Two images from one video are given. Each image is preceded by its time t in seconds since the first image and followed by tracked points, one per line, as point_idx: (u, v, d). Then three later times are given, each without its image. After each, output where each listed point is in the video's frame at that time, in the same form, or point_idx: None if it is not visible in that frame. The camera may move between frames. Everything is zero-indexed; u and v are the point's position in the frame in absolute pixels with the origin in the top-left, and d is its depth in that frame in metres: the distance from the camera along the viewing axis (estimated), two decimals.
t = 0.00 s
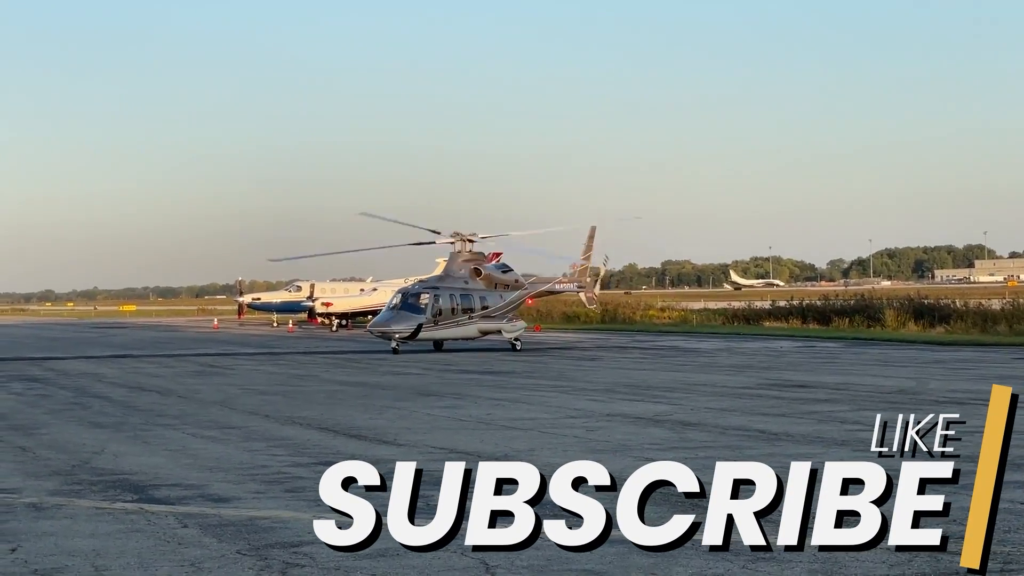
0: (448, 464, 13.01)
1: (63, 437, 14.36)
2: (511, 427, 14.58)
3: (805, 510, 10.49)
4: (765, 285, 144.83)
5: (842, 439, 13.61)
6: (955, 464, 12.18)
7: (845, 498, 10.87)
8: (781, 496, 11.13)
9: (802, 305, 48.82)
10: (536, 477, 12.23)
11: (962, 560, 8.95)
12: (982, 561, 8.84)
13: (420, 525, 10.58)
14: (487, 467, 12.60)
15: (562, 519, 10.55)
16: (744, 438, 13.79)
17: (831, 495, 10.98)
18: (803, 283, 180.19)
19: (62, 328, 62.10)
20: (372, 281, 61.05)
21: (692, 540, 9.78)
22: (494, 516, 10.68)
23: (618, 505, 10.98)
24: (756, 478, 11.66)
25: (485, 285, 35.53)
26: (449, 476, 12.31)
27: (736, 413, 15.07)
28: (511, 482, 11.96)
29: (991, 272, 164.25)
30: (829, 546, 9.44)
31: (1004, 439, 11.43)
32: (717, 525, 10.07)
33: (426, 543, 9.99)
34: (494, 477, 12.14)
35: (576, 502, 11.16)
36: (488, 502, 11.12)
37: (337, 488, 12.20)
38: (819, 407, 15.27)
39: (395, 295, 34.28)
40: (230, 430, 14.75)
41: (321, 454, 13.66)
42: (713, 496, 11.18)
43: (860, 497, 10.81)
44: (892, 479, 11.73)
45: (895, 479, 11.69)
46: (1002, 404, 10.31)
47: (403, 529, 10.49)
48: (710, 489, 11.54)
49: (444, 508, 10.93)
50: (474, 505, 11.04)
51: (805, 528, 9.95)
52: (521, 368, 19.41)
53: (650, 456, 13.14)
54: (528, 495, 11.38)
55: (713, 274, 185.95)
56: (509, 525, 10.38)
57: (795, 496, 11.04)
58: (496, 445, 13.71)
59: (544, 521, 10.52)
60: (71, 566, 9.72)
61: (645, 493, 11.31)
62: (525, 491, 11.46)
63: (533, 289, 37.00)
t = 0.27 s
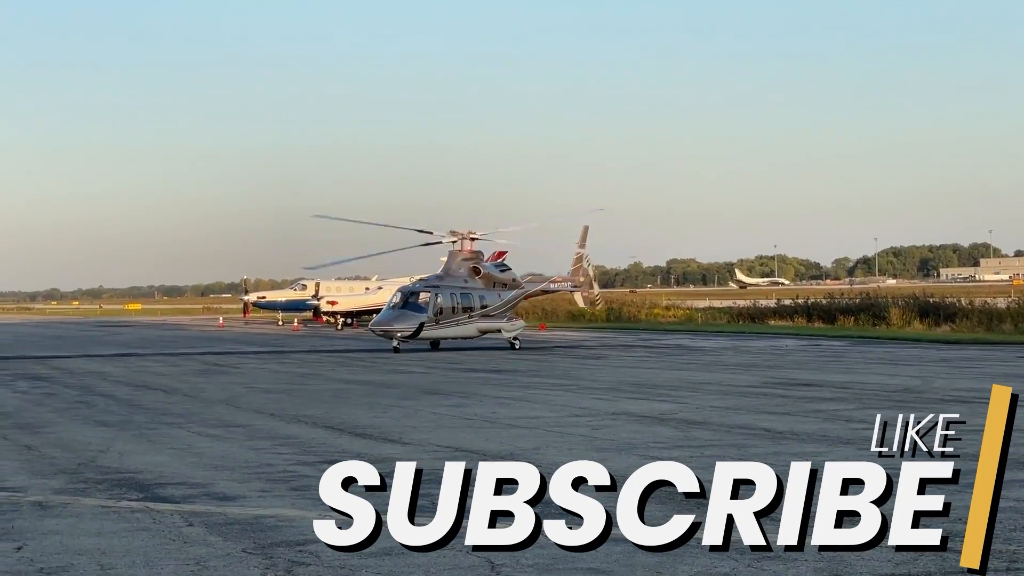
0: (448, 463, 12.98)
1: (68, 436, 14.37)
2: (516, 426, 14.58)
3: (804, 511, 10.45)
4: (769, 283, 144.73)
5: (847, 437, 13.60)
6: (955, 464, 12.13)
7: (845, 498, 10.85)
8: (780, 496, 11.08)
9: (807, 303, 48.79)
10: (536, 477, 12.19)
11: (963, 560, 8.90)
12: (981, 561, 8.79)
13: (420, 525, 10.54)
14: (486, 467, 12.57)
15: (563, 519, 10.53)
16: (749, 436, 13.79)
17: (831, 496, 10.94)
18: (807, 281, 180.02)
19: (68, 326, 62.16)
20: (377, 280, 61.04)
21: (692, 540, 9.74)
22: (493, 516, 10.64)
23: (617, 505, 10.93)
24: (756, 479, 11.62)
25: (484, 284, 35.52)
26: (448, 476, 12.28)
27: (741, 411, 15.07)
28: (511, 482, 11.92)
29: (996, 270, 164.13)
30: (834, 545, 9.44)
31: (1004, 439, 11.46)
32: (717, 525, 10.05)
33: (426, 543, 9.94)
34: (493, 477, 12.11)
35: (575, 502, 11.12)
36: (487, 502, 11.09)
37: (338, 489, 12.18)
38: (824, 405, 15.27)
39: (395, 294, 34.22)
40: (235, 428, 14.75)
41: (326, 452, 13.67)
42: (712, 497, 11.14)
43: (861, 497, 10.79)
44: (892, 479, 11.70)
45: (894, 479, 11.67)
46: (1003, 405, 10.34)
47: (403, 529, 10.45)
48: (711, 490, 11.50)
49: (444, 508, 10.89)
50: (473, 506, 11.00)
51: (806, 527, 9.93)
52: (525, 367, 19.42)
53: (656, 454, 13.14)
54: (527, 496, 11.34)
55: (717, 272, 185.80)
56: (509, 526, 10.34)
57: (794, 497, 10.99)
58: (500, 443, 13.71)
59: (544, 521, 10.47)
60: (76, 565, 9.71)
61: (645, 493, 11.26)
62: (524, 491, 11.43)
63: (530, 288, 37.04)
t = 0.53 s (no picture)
0: (449, 463, 12.97)
1: (73, 435, 14.39)
2: (521, 425, 14.58)
3: (804, 511, 10.44)
4: (774, 283, 144.61)
5: (852, 437, 13.59)
6: (955, 464, 12.11)
7: (845, 499, 10.83)
8: (781, 496, 11.05)
9: (812, 303, 48.75)
10: (536, 478, 12.17)
11: (963, 560, 8.88)
12: (981, 561, 8.78)
13: (421, 525, 10.52)
14: (487, 467, 12.56)
15: (563, 519, 10.52)
16: (753, 435, 13.79)
17: (831, 496, 10.91)
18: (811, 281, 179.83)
19: (74, 325, 62.20)
20: (382, 279, 61.05)
21: (692, 540, 9.71)
22: (493, 517, 10.61)
23: (617, 506, 10.90)
24: (756, 480, 11.60)
25: (483, 283, 35.51)
26: (448, 476, 12.25)
27: (746, 411, 15.07)
28: (511, 482, 11.91)
29: (1000, 269, 163.93)
30: (838, 544, 9.44)
31: (1003, 439, 11.49)
32: (717, 525, 10.04)
33: (426, 543, 9.92)
34: (494, 478, 12.09)
35: (575, 502, 11.09)
36: (487, 502, 11.06)
37: (339, 488, 12.17)
38: (829, 405, 15.26)
39: (395, 294, 34.18)
40: (240, 428, 14.76)
41: (331, 451, 13.67)
42: (713, 497, 11.10)
43: (861, 498, 10.78)
44: (892, 479, 11.67)
45: (894, 479, 11.65)
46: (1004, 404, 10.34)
47: (404, 529, 10.42)
48: (711, 490, 11.48)
49: (444, 508, 10.87)
50: (474, 506, 10.98)
51: (807, 527, 9.92)
52: (530, 366, 19.42)
53: (660, 453, 13.14)
54: (527, 496, 11.30)
55: (721, 272, 185.71)
56: (509, 526, 10.31)
57: (795, 497, 10.96)
58: (505, 443, 13.71)
59: (544, 521, 10.44)
60: (82, 564, 9.73)
61: (645, 494, 11.23)
62: (524, 491, 11.41)
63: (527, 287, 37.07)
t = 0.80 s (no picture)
0: (450, 463, 12.96)
1: (78, 434, 14.41)
2: (525, 425, 14.58)
3: (803, 511, 10.43)
4: (779, 283, 144.40)
5: (857, 437, 13.59)
6: (955, 464, 12.09)
7: (845, 499, 10.82)
8: (781, 496, 11.05)
9: (817, 303, 48.74)
10: (536, 478, 12.16)
11: (963, 560, 8.88)
12: (981, 561, 8.77)
13: (421, 525, 10.51)
14: (487, 467, 12.55)
15: (563, 519, 10.51)
16: (759, 435, 13.79)
17: (831, 496, 10.91)
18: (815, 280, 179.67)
19: (79, 324, 62.23)
20: (386, 279, 61.06)
21: (691, 540, 9.70)
22: (494, 517, 10.61)
23: (617, 506, 10.88)
24: (756, 479, 11.59)
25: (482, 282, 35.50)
26: (448, 476, 12.25)
27: (751, 410, 15.06)
28: (511, 482, 11.90)
29: (1004, 269, 163.75)
30: (838, 544, 9.43)
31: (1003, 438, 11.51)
32: (717, 525, 10.03)
33: (426, 543, 9.91)
34: (494, 478, 12.08)
35: (575, 502, 11.09)
36: (487, 502, 11.06)
37: (340, 488, 12.16)
38: (834, 405, 15.26)
39: (396, 294, 34.11)
40: (246, 427, 14.78)
41: (336, 451, 13.68)
42: (713, 497, 11.10)
43: (861, 498, 10.77)
44: (892, 479, 11.65)
45: (895, 479, 11.63)
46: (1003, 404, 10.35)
47: (404, 529, 10.41)
48: (711, 490, 11.47)
49: (444, 507, 10.86)
50: (474, 506, 10.97)
51: (807, 527, 9.92)
52: (535, 366, 19.43)
53: (665, 452, 13.14)
54: (527, 496, 11.30)
55: (726, 271, 185.58)
56: (508, 526, 10.30)
57: (795, 497, 10.95)
58: (510, 442, 13.71)
59: (544, 521, 10.44)
60: (87, 563, 9.74)
61: (645, 493, 11.22)
62: (524, 491, 11.40)
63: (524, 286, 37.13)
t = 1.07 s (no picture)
0: (450, 463, 12.95)
1: (83, 433, 14.42)
2: (530, 424, 14.58)
3: (803, 511, 10.42)
4: (784, 283, 144.17)
5: (862, 436, 13.58)
6: (955, 464, 12.06)
7: (845, 499, 10.82)
8: (781, 496, 11.04)
9: (821, 302, 48.73)
10: (536, 478, 12.16)
11: (962, 560, 8.87)
12: (982, 561, 8.76)
13: (421, 525, 10.50)
14: (487, 467, 12.54)
15: (563, 519, 10.50)
16: (764, 435, 13.78)
17: (831, 496, 10.90)
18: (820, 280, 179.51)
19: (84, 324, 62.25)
20: (391, 278, 61.07)
21: (691, 540, 9.69)
22: (494, 517, 10.60)
23: (617, 506, 10.88)
24: (756, 479, 11.58)
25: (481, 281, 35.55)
26: (448, 476, 12.25)
27: (756, 410, 15.06)
28: (511, 482, 11.90)
29: (1009, 269, 163.53)
30: (838, 544, 9.41)
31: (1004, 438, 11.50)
32: (717, 525, 10.02)
33: (426, 543, 9.90)
34: (494, 478, 12.08)
35: (575, 502, 11.08)
36: (487, 502, 11.05)
37: (340, 488, 12.15)
38: (839, 404, 15.26)
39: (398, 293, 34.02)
40: (251, 426, 14.79)
41: (341, 450, 13.69)
42: (713, 497, 11.09)
43: (861, 498, 10.76)
44: (892, 479, 11.64)
45: (895, 479, 11.62)
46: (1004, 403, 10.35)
47: (404, 529, 10.40)
48: (711, 490, 11.46)
49: (444, 508, 10.85)
50: (474, 506, 10.97)
51: (807, 527, 9.91)
52: (540, 365, 19.44)
53: (670, 451, 13.14)
54: (527, 496, 11.30)
55: (731, 270, 185.43)
56: (508, 526, 10.30)
57: (795, 497, 10.94)
58: (515, 442, 13.72)
59: (544, 521, 10.44)
60: (93, 562, 9.74)
61: (645, 493, 11.21)
62: (524, 491, 11.40)
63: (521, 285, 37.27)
